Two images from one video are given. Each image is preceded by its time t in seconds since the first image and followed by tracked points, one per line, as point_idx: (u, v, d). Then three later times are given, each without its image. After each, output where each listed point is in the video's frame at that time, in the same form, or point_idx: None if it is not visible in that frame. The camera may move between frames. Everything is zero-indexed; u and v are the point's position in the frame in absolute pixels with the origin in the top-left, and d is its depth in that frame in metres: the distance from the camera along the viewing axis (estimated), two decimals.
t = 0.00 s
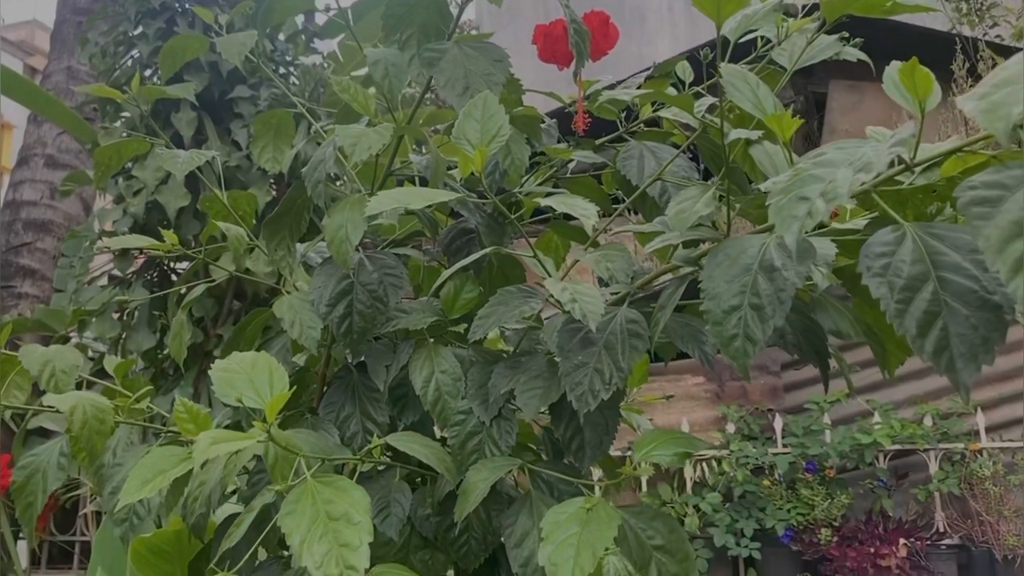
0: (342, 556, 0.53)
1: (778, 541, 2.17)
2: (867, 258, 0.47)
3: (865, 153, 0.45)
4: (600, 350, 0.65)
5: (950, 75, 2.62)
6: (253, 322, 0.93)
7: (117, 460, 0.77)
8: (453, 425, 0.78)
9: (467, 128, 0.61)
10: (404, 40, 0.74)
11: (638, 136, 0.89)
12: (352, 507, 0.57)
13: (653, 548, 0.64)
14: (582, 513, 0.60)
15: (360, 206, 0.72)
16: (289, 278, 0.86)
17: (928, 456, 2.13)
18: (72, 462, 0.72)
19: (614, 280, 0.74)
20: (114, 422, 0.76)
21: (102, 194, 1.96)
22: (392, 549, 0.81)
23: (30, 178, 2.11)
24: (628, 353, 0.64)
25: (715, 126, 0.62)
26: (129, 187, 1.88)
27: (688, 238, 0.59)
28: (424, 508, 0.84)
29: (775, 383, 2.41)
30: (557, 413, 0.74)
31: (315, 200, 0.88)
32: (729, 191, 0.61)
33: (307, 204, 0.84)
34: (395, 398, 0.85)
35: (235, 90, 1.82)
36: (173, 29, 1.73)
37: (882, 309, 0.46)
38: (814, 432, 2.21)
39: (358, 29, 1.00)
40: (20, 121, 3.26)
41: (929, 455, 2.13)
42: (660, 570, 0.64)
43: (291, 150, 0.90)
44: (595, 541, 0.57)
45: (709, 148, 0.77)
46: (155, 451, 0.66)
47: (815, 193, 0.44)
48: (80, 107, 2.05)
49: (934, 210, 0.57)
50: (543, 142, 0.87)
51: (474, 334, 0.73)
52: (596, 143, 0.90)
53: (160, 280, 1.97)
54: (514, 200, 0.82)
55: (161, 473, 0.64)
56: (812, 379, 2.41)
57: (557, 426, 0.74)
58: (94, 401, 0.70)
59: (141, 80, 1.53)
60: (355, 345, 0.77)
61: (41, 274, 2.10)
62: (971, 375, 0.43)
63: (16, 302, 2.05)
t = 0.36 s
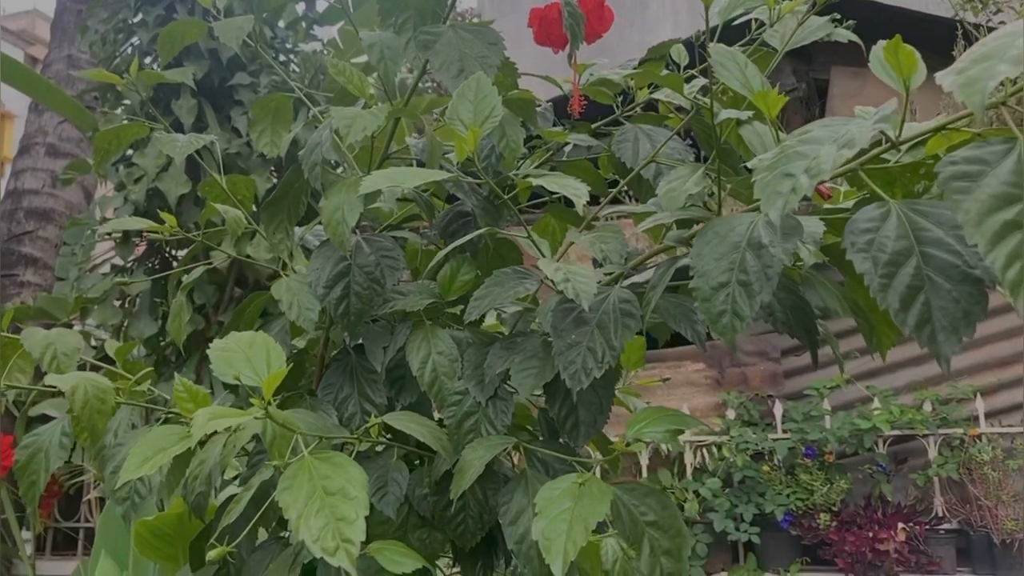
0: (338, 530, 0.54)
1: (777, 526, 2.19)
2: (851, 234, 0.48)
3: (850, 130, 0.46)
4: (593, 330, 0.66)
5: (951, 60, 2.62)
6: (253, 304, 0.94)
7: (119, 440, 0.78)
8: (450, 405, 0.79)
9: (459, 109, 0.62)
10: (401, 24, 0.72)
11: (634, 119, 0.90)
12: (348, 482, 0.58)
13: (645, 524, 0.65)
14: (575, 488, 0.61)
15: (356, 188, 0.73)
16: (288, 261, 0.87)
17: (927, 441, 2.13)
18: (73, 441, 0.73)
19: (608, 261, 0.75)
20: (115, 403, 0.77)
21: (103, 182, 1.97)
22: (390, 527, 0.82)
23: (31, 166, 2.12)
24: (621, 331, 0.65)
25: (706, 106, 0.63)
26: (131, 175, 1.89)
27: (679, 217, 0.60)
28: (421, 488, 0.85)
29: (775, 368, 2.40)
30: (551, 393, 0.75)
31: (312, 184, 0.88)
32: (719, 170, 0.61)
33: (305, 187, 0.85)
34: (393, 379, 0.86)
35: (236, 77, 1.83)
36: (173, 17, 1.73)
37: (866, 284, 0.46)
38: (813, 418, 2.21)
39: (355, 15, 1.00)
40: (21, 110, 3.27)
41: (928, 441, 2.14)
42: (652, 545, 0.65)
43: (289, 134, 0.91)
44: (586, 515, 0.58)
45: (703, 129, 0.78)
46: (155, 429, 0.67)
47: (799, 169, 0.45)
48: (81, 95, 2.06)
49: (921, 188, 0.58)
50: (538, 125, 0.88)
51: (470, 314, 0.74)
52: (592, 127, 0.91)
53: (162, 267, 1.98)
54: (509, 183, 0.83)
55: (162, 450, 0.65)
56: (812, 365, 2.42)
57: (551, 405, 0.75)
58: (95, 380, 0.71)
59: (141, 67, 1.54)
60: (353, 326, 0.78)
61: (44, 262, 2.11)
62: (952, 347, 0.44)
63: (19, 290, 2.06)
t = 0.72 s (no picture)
0: (327, 478, 0.55)
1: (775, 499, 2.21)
2: (832, 181, 0.48)
3: (828, 76, 0.46)
4: (582, 287, 0.67)
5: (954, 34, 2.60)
6: (249, 268, 0.95)
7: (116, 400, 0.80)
8: (442, 365, 0.79)
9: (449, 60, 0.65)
10: None
11: (627, 83, 0.91)
12: (337, 432, 0.59)
13: (632, 477, 0.66)
14: (561, 440, 0.62)
15: (347, 148, 0.73)
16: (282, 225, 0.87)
17: (925, 416, 2.14)
18: (70, 399, 0.74)
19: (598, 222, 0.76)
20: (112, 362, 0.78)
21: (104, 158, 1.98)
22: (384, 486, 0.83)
23: (32, 144, 2.10)
24: (608, 287, 0.66)
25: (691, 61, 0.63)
26: (129, 150, 1.89)
27: (664, 172, 0.60)
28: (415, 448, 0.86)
29: (774, 343, 2.37)
30: (541, 351, 0.76)
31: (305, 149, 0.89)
32: (706, 126, 0.62)
33: (298, 151, 0.85)
34: (386, 340, 0.87)
35: (235, 51, 1.83)
36: None
37: (845, 229, 0.47)
38: (812, 392, 2.21)
39: None
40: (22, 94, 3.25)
41: (925, 416, 2.15)
42: (639, 498, 0.66)
43: (282, 99, 0.91)
44: (571, 465, 0.59)
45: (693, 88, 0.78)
46: (149, 385, 0.68)
47: (778, 115, 0.45)
48: (81, 71, 2.06)
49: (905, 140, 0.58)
50: (529, 89, 0.88)
51: (461, 274, 0.75)
52: (585, 91, 0.91)
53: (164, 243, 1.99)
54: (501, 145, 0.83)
55: (155, 406, 0.66)
56: (812, 340, 2.43)
57: (541, 363, 0.76)
58: (90, 339, 0.72)
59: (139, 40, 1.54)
60: (346, 288, 0.78)
61: (46, 239, 2.12)
62: (929, 290, 0.44)
63: (22, 267, 2.08)
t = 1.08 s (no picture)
0: (317, 423, 0.56)
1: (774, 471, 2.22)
2: (821, 119, 0.48)
3: (817, 12, 0.46)
4: (574, 239, 0.66)
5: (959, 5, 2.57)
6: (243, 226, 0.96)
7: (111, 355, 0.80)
8: (435, 322, 0.79)
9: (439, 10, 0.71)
10: None
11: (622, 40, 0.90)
12: (327, 379, 0.59)
13: (622, 428, 0.66)
14: (552, 389, 0.62)
15: (338, 102, 0.73)
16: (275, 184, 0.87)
17: (925, 389, 2.14)
18: (63, 352, 0.74)
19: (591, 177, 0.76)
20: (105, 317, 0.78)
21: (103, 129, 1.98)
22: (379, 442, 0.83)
23: (33, 120, 2.06)
24: (599, 239, 0.66)
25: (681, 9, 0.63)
26: (128, 120, 1.86)
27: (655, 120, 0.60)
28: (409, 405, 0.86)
29: (773, 316, 2.37)
30: (534, 306, 0.76)
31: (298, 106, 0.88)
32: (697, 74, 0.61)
33: (292, 109, 0.85)
34: (380, 299, 0.88)
35: (232, 19, 1.81)
36: None
37: (833, 167, 0.47)
38: (811, 364, 2.21)
39: None
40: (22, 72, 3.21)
41: (925, 389, 2.15)
42: (629, 448, 0.66)
43: (275, 57, 0.91)
44: (561, 413, 0.59)
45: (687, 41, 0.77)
46: (142, 337, 0.68)
47: (766, 51, 0.45)
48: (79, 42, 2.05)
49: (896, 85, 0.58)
50: (523, 45, 0.87)
51: (453, 230, 0.74)
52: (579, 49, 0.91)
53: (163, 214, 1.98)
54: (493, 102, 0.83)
55: (147, 357, 0.66)
56: (812, 314, 2.42)
57: (534, 319, 0.76)
58: (82, 292, 0.72)
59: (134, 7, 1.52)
60: (339, 245, 0.78)
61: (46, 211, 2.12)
62: (916, 227, 0.44)
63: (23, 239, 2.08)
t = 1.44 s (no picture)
0: (307, 380, 0.56)
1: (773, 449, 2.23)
2: (810, 71, 0.48)
3: None
4: (566, 201, 0.66)
5: None
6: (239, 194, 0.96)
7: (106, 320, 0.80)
8: (430, 289, 0.79)
9: None
10: None
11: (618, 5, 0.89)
12: (318, 338, 0.59)
13: (614, 391, 0.66)
14: (543, 348, 0.62)
15: (330, 64, 0.72)
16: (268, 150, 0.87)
17: (924, 367, 2.13)
18: (55, 315, 0.74)
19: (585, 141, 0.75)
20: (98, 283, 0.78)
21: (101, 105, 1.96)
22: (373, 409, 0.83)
23: (31, 99, 1.97)
24: (591, 200, 0.65)
25: None
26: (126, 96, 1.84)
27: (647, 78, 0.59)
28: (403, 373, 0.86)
29: (773, 295, 2.35)
30: (528, 272, 0.76)
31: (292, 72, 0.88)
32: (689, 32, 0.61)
33: (285, 76, 0.85)
34: (374, 266, 0.88)
35: None
36: None
37: (822, 118, 0.46)
38: (811, 342, 2.20)
39: None
40: (21, 52, 3.18)
41: (925, 366, 2.14)
42: (621, 410, 0.66)
43: (268, 22, 0.90)
44: (551, 372, 0.59)
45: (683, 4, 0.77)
46: (134, 299, 0.68)
47: None
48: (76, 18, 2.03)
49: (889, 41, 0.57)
50: (519, 10, 0.87)
51: (446, 194, 0.74)
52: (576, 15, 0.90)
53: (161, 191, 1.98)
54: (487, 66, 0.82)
55: (139, 318, 0.66)
56: (812, 293, 2.42)
57: (528, 283, 0.76)
58: (74, 254, 0.72)
59: None
60: (332, 210, 0.78)
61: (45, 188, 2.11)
62: (905, 176, 0.44)
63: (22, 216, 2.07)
